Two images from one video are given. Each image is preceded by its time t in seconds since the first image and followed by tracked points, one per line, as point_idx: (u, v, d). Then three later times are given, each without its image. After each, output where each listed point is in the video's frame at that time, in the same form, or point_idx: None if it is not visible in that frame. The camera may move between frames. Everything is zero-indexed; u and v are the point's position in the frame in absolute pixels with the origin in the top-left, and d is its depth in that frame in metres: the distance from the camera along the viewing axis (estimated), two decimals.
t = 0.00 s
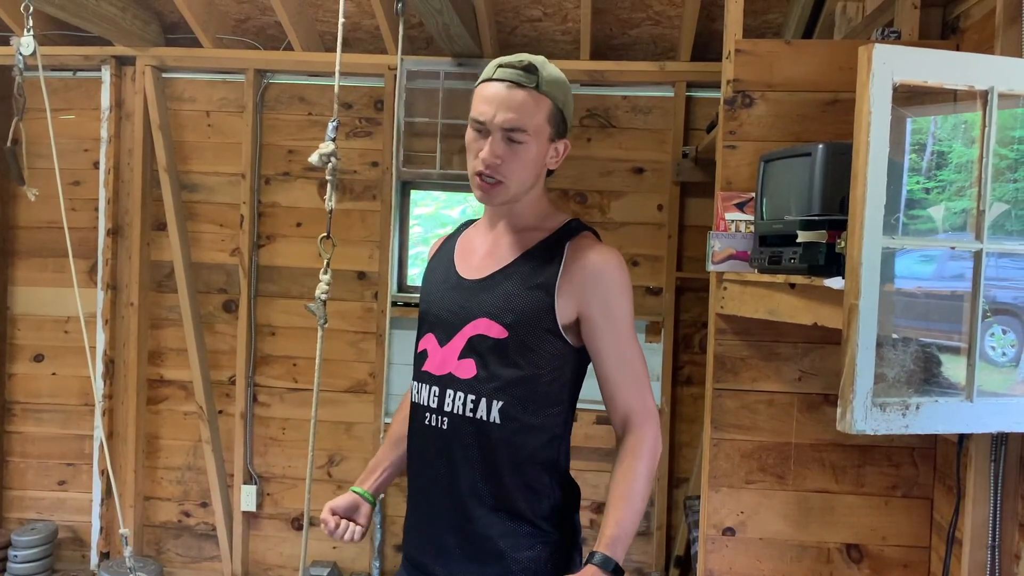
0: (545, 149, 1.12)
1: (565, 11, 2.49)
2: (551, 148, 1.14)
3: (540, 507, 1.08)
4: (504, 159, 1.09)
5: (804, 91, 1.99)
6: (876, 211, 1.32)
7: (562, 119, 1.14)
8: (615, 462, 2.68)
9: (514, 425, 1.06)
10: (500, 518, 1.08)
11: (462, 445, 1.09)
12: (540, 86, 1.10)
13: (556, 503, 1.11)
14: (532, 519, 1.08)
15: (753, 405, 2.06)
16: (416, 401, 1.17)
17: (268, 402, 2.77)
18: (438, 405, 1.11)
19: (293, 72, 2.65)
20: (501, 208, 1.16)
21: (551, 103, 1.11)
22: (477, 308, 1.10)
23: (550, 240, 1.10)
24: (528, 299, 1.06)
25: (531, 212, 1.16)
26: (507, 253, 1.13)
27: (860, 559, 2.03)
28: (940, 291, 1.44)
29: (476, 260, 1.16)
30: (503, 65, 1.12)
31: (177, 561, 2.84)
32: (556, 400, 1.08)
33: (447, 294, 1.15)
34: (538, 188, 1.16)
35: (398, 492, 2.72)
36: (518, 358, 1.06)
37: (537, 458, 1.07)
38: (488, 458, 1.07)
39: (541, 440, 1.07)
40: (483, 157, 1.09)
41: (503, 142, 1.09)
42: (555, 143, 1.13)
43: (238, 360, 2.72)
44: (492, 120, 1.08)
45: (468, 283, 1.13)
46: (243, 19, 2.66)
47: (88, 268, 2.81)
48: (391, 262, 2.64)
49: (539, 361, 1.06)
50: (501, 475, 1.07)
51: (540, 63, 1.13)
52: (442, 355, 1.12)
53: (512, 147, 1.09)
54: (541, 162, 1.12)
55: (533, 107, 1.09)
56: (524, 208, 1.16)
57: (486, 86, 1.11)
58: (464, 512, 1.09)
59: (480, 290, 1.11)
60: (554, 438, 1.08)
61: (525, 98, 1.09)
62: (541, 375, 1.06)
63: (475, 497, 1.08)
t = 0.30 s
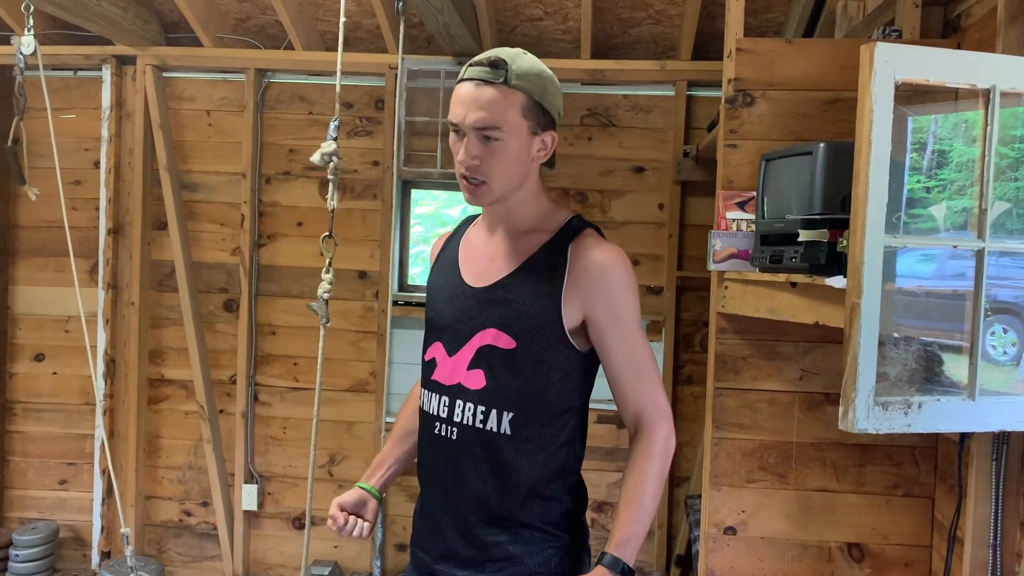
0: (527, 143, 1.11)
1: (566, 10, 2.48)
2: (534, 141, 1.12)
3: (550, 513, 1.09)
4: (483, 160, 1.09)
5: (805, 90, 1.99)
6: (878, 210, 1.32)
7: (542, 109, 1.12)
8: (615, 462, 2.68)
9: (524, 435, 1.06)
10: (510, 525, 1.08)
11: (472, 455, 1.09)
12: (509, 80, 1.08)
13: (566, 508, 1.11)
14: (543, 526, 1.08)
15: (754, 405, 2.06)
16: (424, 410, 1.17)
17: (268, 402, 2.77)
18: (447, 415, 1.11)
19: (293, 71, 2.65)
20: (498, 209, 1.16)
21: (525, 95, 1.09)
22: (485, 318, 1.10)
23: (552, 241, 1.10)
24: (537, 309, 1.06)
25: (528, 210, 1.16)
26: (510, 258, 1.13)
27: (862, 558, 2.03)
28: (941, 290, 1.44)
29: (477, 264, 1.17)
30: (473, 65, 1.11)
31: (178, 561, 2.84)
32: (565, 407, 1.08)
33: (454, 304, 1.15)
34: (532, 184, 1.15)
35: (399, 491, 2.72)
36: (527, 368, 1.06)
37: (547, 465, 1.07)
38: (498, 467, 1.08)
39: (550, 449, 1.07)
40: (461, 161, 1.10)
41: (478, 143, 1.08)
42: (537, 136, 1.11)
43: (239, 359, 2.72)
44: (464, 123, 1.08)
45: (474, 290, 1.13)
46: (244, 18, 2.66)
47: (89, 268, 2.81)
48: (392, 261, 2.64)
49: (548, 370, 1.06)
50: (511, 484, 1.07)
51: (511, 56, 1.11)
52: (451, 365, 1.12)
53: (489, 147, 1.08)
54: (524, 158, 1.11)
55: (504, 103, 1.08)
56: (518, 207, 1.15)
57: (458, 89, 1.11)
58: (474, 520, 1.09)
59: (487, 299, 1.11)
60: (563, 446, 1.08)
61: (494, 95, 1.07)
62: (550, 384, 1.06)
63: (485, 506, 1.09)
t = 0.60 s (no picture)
0: (526, 140, 1.11)
1: (569, 11, 2.49)
2: (534, 136, 1.12)
3: (556, 513, 1.08)
4: (484, 159, 1.09)
5: (809, 90, 1.99)
6: (883, 209, 1.32)
7: (539, 105, 1.12)
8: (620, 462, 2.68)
9: (529, 435, 1.06)
10: (516, 525, 1.08)
11: (478, 455, 1.09)
12: (503, 77, 1.08)
13: (572, 508, 1.10)
14: (548, 526, 1.08)
15: (759, 405, 2.06)
16: (433, 411, 1.18)
17: (273, 403, 2.77)
18: (453, 415, 1.12)
19: (298, 73, 2.66)
20: (501, 208, 1.16)
21: (521, 92, 1.09)
22: (488, 318, 1.11)
23: (555, 239, 1.10)
24: (538, 309, 1.07)
25: (532, 207, 1.16)
26: (514, 257, 1.13)
27: (867, 558, 2.03)
28: (945, 289, 1.44)
29: (481, 265, 1.17)
30: (467, 66, 1.12)
31: (183, 562, 2.84)
32: (568, 406, 1.07)
33: (460, 304, 1.15)
34: (533, 183, 1.15)
35: (404, 492, 2.72)
36: (530, 367, 1.07)
37: (551, 464, 1.07)
38: (502, 467, 1.08)
39: (554, 449, 1.06)
40: (462, 163, 1.10)
41: (477, 143, 1.09)
42: (535, 131, 1.11)
43: (243, 360, 2.72)
44: (461, 123, 1.09)
45: (479, 289, 1.13)
46: (248, 20, 2.66)
47: (94, 270, 2.82)
48: (396, 262, 2.65)
49: (551, 369, 1.06)
50: (515, 484, 1.07)
51: (503, 53, 1.11)
52: (456, 365, 1.13)
53: (489, 146, 1.08)
54: (524, 154, 1.11)
55: (501, 101, 1.08)
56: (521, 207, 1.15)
57: (454, 91, 1.12)
58: (480, 520, 1.10)
59: (490, 299, 1.11)
60: (568, 446, 1.07)
61: (489, 93, 1.08)
62: (553, 383, 1.06)
63: (490, 507, 1.08)
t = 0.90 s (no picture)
0: (549, 134, 1.15)
1: (575, 16, 2.49)
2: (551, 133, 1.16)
3: (565, 517, 1.08)
4: (518, 150, 1.10)
5: (816, 95, 1.98)
6: (891, 214, 1.31)
7: (553, 104, 1.18)
8: (626, 468, 2.67)
9: (540, 437, 1.06)
10: (525, 527, 1.08)
11: (489, 455, 1.10)
12: (525, 74, 1.13)
13: (582, 512, 1.10)
14: (557, 529, 1.08)
15: (766, 410, 2.05)
16: (445, 410, 1.18)
17: (280, 408, 2.78)
18: (466, 414, 1.12)
19: (305, 79, 2.67)
20: (520, 211, 1.16)
21: (541, 88, 1.15)
22: (503, 319, 1.11)
23: (569, 243, 1.10)
24: (554, 311, 1.07)
25: (550, 207, 1.17)
26: (536, 252, 1.13)
27: (875, 564, 2.02)
28: (953, 294, 1.43)
29: (503, 267, 1.15)
30: (483, 69, 1.15)
31: (190, 566, 2.85)
32: (581, 409, 1.07)
33: (473, 305, 1.16)
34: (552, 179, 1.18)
35: (410, 497, 2.72)
36: (543, 370, 1.07)
37: (562, 468, 1.07)
38: (513, 469, 1.08)
39: (566, 452, 1.07)
40: (496, 155, 1.10)
41: (511, 134, 1.10)
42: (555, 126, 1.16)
43: (250, 365, 2.73)
44: (494, 116, 1.11)
45: (493, 291, 1.13)
46: (255, 26, 2.67)
47: (101, 275, 2.83)
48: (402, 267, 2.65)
49: (565, 371, 1.06)
50: (526, 486, 1.07)
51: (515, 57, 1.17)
52: (469, 364, 1.13)
53: (521, 136, 1.11)
54: (547, 149, 1.14)
55: (528, 94, 1.12)
56: (542, 205, 1.16)
57: (474, 91, 1.14)
58: (490, 521, 1.10)
59: (505, 300, 1.11)
60: (579, 449, 1.07)
61: (515, 87, 1.12)
62: (566, 385, 1.06)
63: (500, 508, 1.09)
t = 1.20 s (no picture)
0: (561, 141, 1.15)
1: (583, 26, 2.50)
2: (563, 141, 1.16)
3: (579, 525, 1.08)
4: (531, 150, 1.10)
5: (825, 106, 1.98)
6: (902, 227, 1.30)
7: (567, 112, 1.18)
8: (632, 478, 2.66)
9: (557, 448, 1.07)
10: (539, 536, 1.08)
11: (502, 465, 1.08)
12: (540, 78, 1.14)
13: (595, 519, 1.11)
14: (571, 537, 1.08)
15: (773, 422, 2.04)
16: (450, 419, 1.16)
17: (285, 415, 2.78)
18: (476, 424, 1.11)
19: (313, 87, 2.68)
20: (528, 217, 1.15)
21: (555, 94, 1.16)
22: (517, 329, 1.10)
23: (583, 254, 1.10)
24: (573, 321, 1.07)
25: (558, 217, 1.16)
26: (549, 263, 1.13)
27: None
28: (963, 304, 1.41)
29: (516, 273, 1.15)
30: (499, 73, 1.16)
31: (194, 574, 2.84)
32: (596, 418, 1.08)
33: (484, 314, 1.15)
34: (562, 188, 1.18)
35: (415, 505, 2.71)
36: (561, 380, 1.07)
37: (578, 477, 1.07)
38: (530, 478, 1.08)
39: (582, 462, 1.07)
40: (508, 154, 1.09)
41: (524, 135, 1.10)
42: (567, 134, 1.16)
43: (256, 372, 2.73)
44: (509, 116, 1.11)
45: (505, 300, 1.13)
46: (264, 34, 2.68)
47: (108, 281, 2.84)
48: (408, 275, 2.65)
49: (582, 381, 1.07)
50: (543, 494, 1.07)
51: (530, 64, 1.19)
52: (481, 374, 1.12)
53: (535, 137, 1.10)
54: (558, 154, 1.14)
55: (543, 98, 1.13)
56: (552, 212, 1.15)
57: (490, 92, 1.14)
58: (503, 530, 1.09)
59: (519, 311, 1.11)
60: (593, 458, 1.08)
61: (531, 90, 1.12)
62: (582, 395, 1.07)
63: (514, 519, 1.08)
